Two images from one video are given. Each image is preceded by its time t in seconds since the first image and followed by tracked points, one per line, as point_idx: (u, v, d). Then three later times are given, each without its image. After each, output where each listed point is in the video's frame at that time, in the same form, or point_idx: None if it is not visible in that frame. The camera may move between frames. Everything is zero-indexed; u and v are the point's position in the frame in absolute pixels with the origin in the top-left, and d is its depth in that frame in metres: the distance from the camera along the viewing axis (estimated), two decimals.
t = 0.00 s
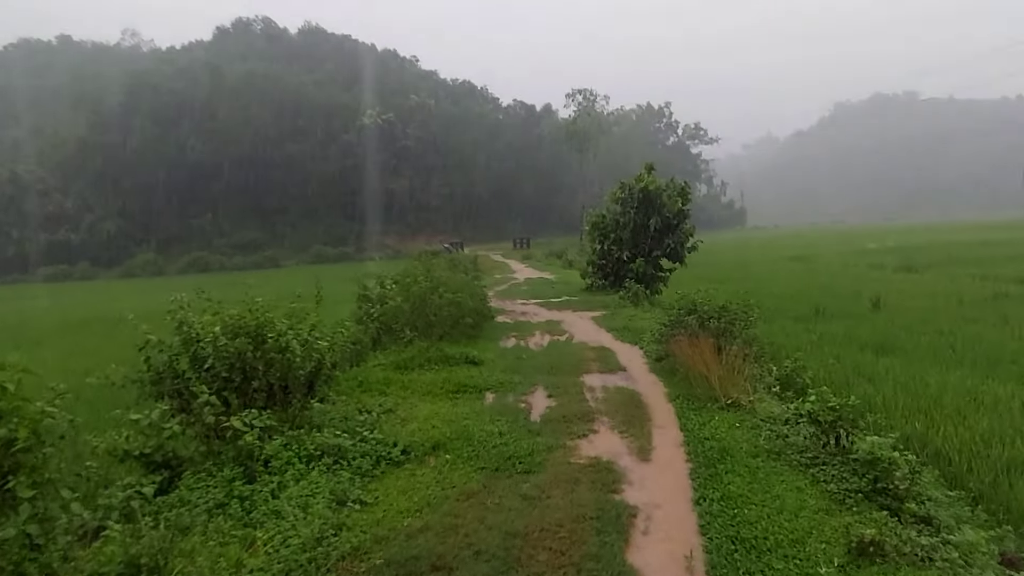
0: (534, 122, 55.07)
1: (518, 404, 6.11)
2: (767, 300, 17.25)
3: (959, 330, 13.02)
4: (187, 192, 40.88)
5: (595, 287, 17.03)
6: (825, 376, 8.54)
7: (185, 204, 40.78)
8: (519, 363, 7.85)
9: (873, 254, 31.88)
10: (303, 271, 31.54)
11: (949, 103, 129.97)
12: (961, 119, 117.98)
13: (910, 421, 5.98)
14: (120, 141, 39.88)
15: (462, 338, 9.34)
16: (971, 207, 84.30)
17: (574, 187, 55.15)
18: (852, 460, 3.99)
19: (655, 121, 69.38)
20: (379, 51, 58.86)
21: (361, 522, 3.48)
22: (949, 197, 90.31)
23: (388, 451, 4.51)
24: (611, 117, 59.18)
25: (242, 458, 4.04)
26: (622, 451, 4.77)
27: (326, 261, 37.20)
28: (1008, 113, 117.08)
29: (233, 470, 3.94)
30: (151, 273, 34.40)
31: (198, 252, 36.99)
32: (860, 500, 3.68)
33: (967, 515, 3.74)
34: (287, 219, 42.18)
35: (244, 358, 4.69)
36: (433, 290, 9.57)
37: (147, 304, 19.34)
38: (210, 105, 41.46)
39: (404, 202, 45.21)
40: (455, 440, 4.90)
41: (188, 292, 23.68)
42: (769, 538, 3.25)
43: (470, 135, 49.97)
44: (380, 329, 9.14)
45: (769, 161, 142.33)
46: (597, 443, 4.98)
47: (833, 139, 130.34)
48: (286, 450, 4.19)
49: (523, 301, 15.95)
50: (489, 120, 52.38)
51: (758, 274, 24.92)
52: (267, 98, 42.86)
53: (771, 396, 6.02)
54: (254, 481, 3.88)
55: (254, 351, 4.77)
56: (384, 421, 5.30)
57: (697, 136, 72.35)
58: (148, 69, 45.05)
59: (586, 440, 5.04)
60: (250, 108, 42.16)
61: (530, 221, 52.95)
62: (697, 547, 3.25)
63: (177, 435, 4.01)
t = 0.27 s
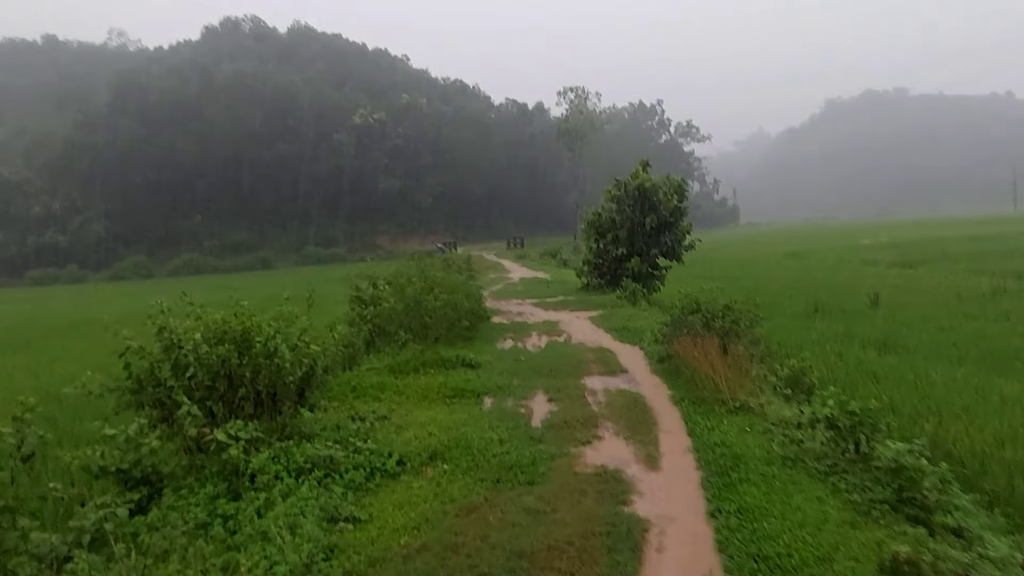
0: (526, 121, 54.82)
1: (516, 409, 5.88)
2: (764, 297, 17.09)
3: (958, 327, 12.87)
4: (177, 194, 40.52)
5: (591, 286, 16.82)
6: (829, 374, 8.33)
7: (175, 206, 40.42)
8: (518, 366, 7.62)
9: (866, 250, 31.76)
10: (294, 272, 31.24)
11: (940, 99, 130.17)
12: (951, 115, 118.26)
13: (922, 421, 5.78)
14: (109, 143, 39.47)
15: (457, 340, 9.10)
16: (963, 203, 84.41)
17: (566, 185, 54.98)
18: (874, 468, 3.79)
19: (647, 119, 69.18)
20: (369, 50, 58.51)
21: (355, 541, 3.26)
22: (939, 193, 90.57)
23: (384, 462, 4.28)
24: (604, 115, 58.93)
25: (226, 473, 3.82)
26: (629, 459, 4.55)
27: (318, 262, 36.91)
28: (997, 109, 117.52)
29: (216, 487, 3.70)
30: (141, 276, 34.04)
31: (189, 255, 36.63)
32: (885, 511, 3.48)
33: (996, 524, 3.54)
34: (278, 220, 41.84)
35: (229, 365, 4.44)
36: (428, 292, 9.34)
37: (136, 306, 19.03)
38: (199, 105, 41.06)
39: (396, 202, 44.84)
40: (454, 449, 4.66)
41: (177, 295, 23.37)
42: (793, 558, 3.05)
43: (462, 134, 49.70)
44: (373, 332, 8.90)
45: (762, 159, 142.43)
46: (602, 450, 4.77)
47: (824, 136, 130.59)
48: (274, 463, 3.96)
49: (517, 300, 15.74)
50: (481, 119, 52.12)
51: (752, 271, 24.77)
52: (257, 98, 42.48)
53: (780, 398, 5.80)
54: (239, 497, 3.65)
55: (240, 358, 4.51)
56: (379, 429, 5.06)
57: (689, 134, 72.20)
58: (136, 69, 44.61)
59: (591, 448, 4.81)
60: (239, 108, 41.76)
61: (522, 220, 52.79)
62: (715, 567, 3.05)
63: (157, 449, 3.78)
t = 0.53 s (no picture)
0: (514, 120, 54.60)
1: (509, 420, 5.64)
2: (756, 296, 16.97)
3: (953, 325, 12.78)
4: (163, 196, 40.03)
5: (582, 287, 16.60)
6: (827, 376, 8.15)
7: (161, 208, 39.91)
8: (510, 372, 7.39)
9: (856, 247, 31.78)
10: (283, 274, 30.89)
11: (926, 96, 130.96)
12: (936, 112, 119.05)
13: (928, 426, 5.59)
14: (92, 145, 38.93)
15: (447, 346, 8.86)
16: (950, 199, 84.91)
17: (556, 185, 54.82)
18: (889, 484, 3.59)
19: (635, 118, 69.12)
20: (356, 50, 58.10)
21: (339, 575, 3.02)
22: (926, 189, 91.10)
23: (371, 483, 4.04)
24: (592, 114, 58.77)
25: (200, 498, 3.56)
26: (630, 474, 4.34)
27: (306, 263, 36.54)
28: (981, 107, 118.44)
29: (189, 514, 3.45)
30: (126, 279, 33.57)
31: (175, 257, 36.18)
32: (904, 532, 3.27)
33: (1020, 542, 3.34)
34: (266, 222, 41.42)
35: (204, 381, 4.18)
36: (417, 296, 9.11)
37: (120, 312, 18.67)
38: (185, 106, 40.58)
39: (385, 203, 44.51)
40: (445, 465, 4.43)
41: (163, 300, 22.98)
42: None
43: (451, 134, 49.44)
44: (360, 338, 8.66)
45: (749, 157, 142.86)
46: (600, 464, 4.54)
47: (811, 134, 131.15)
48: (252, 486, 3.71)
49: (508, 302, 15.52)
50: (469, 119, 51.87)
51: (743, 269, 24.69)
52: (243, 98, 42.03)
53: (782, 406, 5.60)
54: (214, 525, 3.40)
55: (217, 373, 4.25)
56: (365, 444, 4.82)
57: (677, 132, 72.23)
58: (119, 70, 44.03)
59: (589, 463, 4.58)
60: (225, 109, 41.29)
61: (511, 220, 52.58)
62: None
63: (125, 475, 3.52)
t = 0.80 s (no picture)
0: (502, 121, 54.42)
1: (500, 432, 5.43)
2: (748, 296, 16.85)
3: (947, 326, 12.70)
4: (148, 197, 39.51)
5: (572, 288, 16.39)
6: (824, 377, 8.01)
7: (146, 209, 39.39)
8: (501, 380, 7.18)
9: (844, 246, 31.81)
10: (270, 276, 30.52)
11: (910, 96, 131.91)
12: (920, 112, 119.97)
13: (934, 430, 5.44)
14: (75, 145, 38.39)
15: (437, 351, 8.63)
16: (935, 198, 85.53)
17: (544, 185, 54.66)
18: (904, 502, 3.40)
19: (623, 118, 69.10)
20: (343, 50, 57.72)
21: None
22: (911, 188, 91.66)
23: (357, 505, 3.80)
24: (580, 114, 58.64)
25: (169, 525, 3.32)
26: (629, 491, 4.13)
27: (293, 264, 36.16)
28: (965, 106, 119.44)
29: (160, 543, 3.21)
30: (110, 282, 33.09)
31: (160, 259, 35.70)
32: (922, 556, 3.12)
33: None
34: (253, 223, 40.99)
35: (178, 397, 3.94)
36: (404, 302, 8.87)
37: (103, 317, 18.31)
38: (169, 107, 40.14)
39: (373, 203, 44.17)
40: (434, 483, 4.20)
41: (147, 304, 22.60)
42: None
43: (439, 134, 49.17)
44: (347, 344, 8.41)
45: (736, 157, 143.35)
46: (597, 479, 4.34)
47: (797, 134, 131.80)
48: (227, 511, 3.47)
49: (497, 305, 15.30)
50: (456, 119, 51.62)
51: (734, 269, 24.58)
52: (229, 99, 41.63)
53: (783, 415, 5.42)
54: (185, 554, 3.16)
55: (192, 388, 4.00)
56: (349, 461, 4.58)
57: (665, 132, 72.27)
58: (102, 71, 43.47)
59: (585, 478, 4.37)
60: (210, 109, 40.82)
61: (500, 221, 52.36)
62: None
63: (89, 501, 3.26)
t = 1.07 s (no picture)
0: (495, 120, 54.19)
1: (499, 439, 5.19)
2: (745, 296, 16.68)
3: (949, 326, 12.55)
4: (137, 197, 39.06)
5: (567, 288, 16.16)
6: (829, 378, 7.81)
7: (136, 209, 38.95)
8: (499, 384, 6.94)
9: (838, 246, 31.74)
10: (262, 276, 30.19)
11: (900, 97, 132.57)
12: (911, 113, 120.51)
13: (948, 433, 5.25)
14: (63, 144, 37.89)
15: (431, 354, 8.39)
16: (925, 199, 85.98)
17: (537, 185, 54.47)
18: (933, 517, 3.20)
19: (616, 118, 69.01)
20: (334, 49, 57.36)
21: None
22: (902, 189, 91.96)
23: (349, 521, 3.56)
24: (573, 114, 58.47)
25: (144, 546, 3.07)
26: (638, 503, 3.89)
27: (285, 265, 35.81)
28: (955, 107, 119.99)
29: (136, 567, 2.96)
30: (99, 282, 32.67)
31: (151, 259, 35.28)
32: None
33: None
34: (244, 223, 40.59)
35: (157, 406, 3.68)
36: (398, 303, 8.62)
37: (91, 319, 17.97)
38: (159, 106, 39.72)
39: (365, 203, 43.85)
40: (430, 496, 3.95)
41: (136, 305, 22.25)
42: None
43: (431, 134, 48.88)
44: (339, 346, 8.15)
45: (728, 157, 143.55)
46: (603, 491, 4.10)
47: (789, 135, 132.10)
48: (208, 530, 3.22)
49: (492, 305, 15.06)
50: (449, 119, 51.35)
51: (729, 269, 24.43)
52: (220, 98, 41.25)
53: (794, 420, 5.20)
54: None
55: (171, 396, 3.73)
56: (340, 472, 4.34)
57: (657, 133, 72.21)
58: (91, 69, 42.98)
59: (591, 490, 4.14)
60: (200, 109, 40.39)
61: (493, 221, 52.12)
62: None
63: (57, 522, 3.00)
